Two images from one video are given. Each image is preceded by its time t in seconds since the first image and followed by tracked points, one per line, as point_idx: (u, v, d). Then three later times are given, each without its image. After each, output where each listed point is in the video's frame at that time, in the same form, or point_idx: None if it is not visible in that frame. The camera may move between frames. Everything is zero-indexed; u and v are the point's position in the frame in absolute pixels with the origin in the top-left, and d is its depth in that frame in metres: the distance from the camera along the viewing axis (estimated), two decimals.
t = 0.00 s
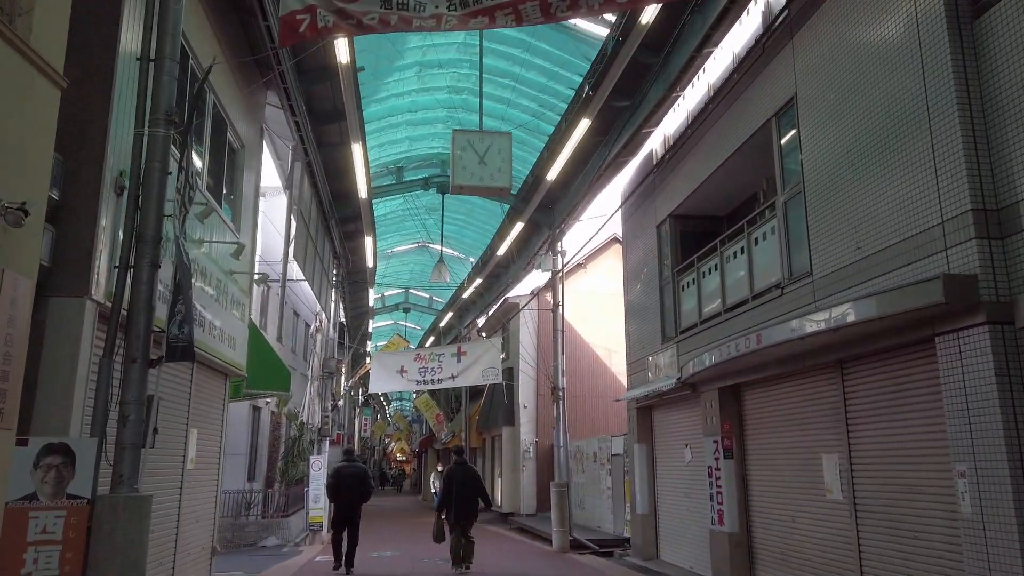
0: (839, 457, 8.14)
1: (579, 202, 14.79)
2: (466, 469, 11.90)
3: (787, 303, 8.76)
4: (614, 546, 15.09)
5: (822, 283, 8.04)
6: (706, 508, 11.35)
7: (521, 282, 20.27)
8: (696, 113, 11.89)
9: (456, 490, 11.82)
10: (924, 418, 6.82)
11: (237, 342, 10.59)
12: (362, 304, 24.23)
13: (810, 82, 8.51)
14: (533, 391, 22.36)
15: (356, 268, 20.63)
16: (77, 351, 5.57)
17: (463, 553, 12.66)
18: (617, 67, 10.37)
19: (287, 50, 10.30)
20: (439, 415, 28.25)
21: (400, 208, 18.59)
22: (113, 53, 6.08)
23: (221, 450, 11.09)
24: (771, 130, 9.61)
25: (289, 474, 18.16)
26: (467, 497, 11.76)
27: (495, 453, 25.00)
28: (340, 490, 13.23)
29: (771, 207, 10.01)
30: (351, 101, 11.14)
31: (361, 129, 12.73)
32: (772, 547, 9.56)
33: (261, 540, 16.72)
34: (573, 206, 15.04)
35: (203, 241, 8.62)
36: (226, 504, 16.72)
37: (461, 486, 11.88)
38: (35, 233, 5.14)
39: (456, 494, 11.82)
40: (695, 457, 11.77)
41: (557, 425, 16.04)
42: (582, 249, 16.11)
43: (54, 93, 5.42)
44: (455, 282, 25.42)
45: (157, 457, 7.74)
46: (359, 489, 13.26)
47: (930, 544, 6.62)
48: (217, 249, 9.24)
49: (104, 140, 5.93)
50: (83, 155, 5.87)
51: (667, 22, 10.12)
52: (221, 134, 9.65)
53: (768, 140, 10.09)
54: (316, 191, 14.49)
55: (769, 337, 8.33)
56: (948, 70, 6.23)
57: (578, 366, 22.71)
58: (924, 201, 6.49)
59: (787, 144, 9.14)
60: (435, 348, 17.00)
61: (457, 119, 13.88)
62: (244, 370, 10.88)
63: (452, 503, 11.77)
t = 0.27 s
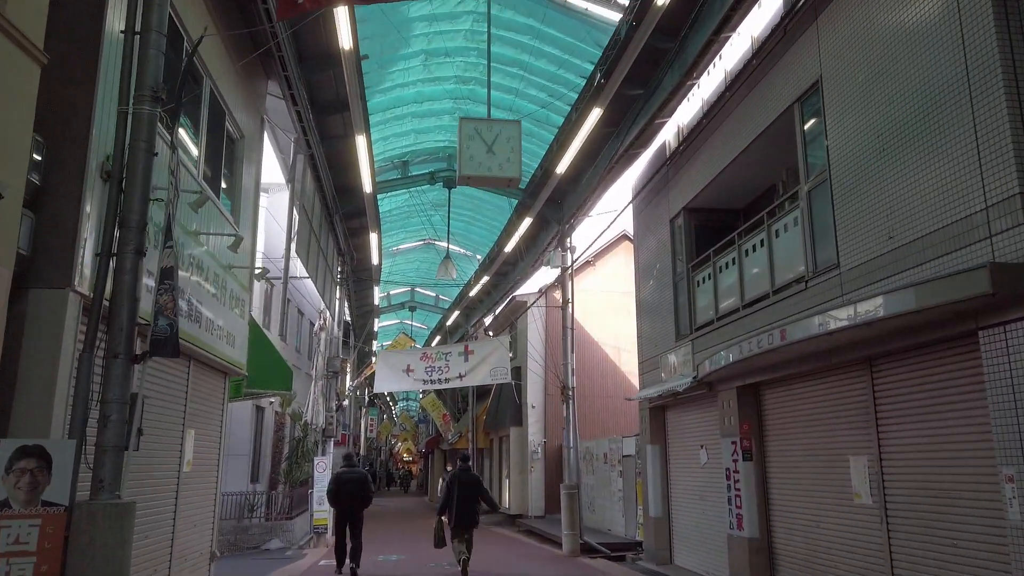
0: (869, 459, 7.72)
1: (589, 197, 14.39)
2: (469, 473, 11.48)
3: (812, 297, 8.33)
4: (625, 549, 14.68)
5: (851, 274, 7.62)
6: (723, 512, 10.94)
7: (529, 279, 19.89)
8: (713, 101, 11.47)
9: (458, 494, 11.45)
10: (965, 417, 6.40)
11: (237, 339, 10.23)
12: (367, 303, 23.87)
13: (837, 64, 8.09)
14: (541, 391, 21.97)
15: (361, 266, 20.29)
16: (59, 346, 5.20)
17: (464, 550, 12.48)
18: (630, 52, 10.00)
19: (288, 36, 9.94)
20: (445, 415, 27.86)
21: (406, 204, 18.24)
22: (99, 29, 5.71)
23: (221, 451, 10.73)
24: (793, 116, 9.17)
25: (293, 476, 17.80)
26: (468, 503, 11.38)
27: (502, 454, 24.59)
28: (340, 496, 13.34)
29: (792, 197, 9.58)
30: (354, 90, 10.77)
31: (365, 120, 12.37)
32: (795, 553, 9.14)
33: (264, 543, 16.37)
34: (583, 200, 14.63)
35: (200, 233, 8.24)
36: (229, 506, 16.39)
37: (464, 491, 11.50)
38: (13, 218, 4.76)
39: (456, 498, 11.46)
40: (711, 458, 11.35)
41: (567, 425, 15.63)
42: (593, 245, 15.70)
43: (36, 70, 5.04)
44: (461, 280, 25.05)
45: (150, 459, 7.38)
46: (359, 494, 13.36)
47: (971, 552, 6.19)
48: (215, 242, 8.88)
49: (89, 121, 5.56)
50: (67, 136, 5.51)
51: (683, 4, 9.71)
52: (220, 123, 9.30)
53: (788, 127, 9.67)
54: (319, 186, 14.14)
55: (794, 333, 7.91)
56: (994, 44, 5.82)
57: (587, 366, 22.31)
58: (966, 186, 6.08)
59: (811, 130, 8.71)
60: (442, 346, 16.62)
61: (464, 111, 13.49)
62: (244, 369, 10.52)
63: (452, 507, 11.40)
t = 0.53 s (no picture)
0: (898, 454, 7.28)
1: (598, 187, 13.98)
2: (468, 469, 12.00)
3: (836, 283, 7.89)
4: (636, 550, 14.25)
5: (879, 258, 7.18)
6: (738, 510, 10.53)
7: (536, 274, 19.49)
8: (728, 84, 11.03)
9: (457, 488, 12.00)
10: (1009, 408, 5.98)
11: (234, 331, 9.84)
12: (371, 299, 23.49)
13: (862, 37, 7.67)
14: (548, 388, 21.58)
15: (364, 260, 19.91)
16: (32, 329, 4.81)
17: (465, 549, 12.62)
18: (643, 30, 9.59)
19: (287, 16, 9.56)
20: (450, 414, 27.48)
21: (409, 196, 17.85)
22: None
23: (218, 448, 10.35)
24: (815, 95, 8.74)
25: (295, 474, 17.43)
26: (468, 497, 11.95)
27: (508, 453, 24.18)
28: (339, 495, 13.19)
29: (814, 179, 9.14)
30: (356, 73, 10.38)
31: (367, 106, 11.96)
32: (817, 554, 8.70)
33: (266, 543, 15.99)
34: (592, 190, 14.20)
35: (192, 217, 7.84)
36: (229, 505, 16.05)
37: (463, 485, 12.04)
38: None
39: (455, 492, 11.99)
40: (727, 456, 10.91)
41: (575, 422, 15.21)
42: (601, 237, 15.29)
43: (7, 31, 4.65)
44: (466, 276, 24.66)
45: (137, 454, 7.01)
46: (357, 491, 13.26)
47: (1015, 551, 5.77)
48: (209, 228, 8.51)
49: (68, 89, 5.19)
50: (44, 105, 5.14)
51: None
52: (215, 105, 8.94)
53: (809, 108, 9.23)
54: (320, 176, 13.77)
55: (817, 321, 7.48)
56: None
57: (595, 363, 21.90)
58: (1010, 158, 5.66)
59: (834, 109, 8.27)
60: (447, 342, 16.22)
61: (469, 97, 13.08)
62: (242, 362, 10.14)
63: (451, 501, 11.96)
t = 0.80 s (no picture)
0: (931, 458, 6.86)
1: (607, 181, 13.57)
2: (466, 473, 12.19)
3: (863, 277, 7.48)
4: (646, 555, 13.86)
5: (911, 251, 6.76)
6: (755, 516, 10.12)
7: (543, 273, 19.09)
8: (744, 72, 10.62)
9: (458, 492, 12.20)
10: None
11: (231, 330, 9.47)
12: (375, 298, 23.13)
13: (890, 18, 7.25)
14: (555, 389, 21.19)
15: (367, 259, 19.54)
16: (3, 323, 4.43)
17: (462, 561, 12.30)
18: (656, 15, 9.20)
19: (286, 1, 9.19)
20: (456, 415, 27.10)
21: (413, 193, 17.48)
22: None
23: (214, 451, 9.98)
24: (838, 81, 8.33)
25: (298, 477, 17.08)
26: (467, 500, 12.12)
27: (514, 455, 23.78)
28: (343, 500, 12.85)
29: (837, 170, 8.72)
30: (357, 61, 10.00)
31: (369, 98, 11.59)
32: (841, 563, 8.29)
33: (267, 547, 15.63)
34: (601, 185, 13.80)
35: (184, 210, 7.46)
36: (230, 509, 15.70)
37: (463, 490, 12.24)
38: None
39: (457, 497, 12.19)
40: (743, 459, 10.51)
41: (584, 424, 14.80)
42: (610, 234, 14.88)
43: None
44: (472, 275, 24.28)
45: (125, 458, 6.65)
46: (361, 496, 12.88)
47: None
48: (205, 221, 8.16)
49: (44, 65, 4.83)
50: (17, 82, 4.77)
51: None
52: (211, 94, 8.59)
53: (831, 95, 8.82)
54: (322, 171, 13.40)
55: (843, 317, 7.07)
56: None
57: (603, 363, 21.49)
58: None
59: (860, 95, 7.85)
60: (452, 341, 15.84)
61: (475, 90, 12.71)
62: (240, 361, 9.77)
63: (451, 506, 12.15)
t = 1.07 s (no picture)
0: (971, 449, 6.45)
1: (619, 169, 13.17)
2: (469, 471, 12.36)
3: (896, 259, 7.06)
4: (659, 555, 13.45)
5: (950, 229, 6.34)
6: (776, 513, 9.71)
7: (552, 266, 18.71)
8: (763, 51, 10.20)
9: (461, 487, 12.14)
10: None
11: (230, 319, 9.09)
12: (380, 294, 22.76)
13: None
14: (564, 386, 20.78)
15: (372, 253, 19.17)
16: None
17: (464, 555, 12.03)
18: None
19: None
20: (462, 413, 26.72)
21: (419, 184, 17.12)
22: None
23: (213, 445, 9.62)
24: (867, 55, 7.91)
25: (302, 474, 16.74)
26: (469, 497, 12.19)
27: (521, 453, 23.38)
28: (350, 494, 12.57)
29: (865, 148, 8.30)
30: (362, 40, 9.63)
31: (374, 82, 11.22)
32: (870, 562, 7.87)
33: (269, 546, 15.30)
34: (612, 174, 13.41)
35: (179, 191, 7.07)
36: (232, 507, 15.35)
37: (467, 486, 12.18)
38: None
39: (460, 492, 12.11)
40: (763, 454, 10.09)
41: (594, 419, 14.38)
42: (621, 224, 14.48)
43: None
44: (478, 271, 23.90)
45: (116, 450, 6.30)
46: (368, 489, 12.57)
47: None
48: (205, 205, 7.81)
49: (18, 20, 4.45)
50: None
51: None
52: (211, 72, 8.24)
53: (857, 71, 8.40)
54: (325, 159, 13.04)
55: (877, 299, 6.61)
56: None
57: (612, 359, 21.08)
58: None
59: (891, 67, 7.43)
60: (460, 335, 15.44)
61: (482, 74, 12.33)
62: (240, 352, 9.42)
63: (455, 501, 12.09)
